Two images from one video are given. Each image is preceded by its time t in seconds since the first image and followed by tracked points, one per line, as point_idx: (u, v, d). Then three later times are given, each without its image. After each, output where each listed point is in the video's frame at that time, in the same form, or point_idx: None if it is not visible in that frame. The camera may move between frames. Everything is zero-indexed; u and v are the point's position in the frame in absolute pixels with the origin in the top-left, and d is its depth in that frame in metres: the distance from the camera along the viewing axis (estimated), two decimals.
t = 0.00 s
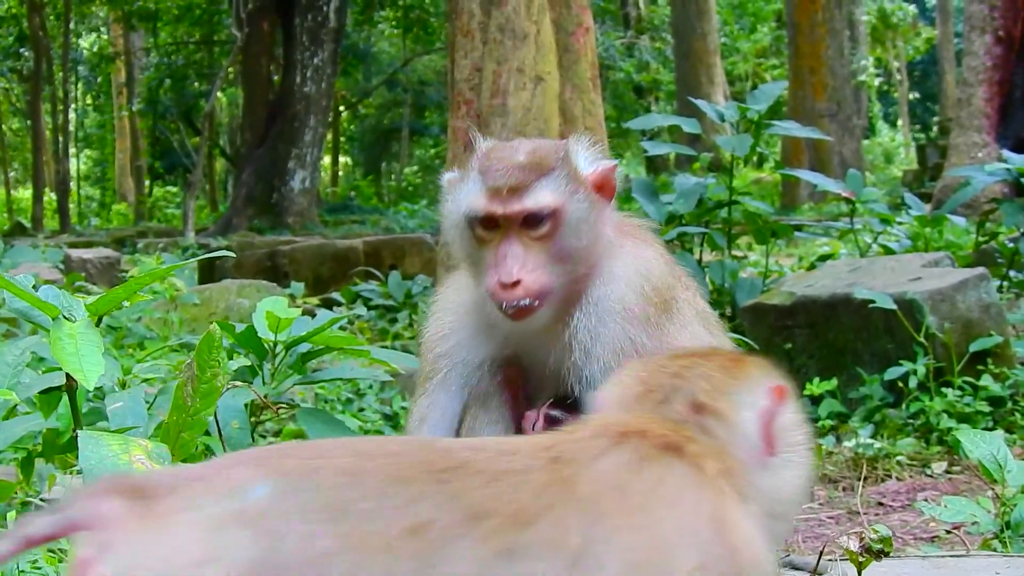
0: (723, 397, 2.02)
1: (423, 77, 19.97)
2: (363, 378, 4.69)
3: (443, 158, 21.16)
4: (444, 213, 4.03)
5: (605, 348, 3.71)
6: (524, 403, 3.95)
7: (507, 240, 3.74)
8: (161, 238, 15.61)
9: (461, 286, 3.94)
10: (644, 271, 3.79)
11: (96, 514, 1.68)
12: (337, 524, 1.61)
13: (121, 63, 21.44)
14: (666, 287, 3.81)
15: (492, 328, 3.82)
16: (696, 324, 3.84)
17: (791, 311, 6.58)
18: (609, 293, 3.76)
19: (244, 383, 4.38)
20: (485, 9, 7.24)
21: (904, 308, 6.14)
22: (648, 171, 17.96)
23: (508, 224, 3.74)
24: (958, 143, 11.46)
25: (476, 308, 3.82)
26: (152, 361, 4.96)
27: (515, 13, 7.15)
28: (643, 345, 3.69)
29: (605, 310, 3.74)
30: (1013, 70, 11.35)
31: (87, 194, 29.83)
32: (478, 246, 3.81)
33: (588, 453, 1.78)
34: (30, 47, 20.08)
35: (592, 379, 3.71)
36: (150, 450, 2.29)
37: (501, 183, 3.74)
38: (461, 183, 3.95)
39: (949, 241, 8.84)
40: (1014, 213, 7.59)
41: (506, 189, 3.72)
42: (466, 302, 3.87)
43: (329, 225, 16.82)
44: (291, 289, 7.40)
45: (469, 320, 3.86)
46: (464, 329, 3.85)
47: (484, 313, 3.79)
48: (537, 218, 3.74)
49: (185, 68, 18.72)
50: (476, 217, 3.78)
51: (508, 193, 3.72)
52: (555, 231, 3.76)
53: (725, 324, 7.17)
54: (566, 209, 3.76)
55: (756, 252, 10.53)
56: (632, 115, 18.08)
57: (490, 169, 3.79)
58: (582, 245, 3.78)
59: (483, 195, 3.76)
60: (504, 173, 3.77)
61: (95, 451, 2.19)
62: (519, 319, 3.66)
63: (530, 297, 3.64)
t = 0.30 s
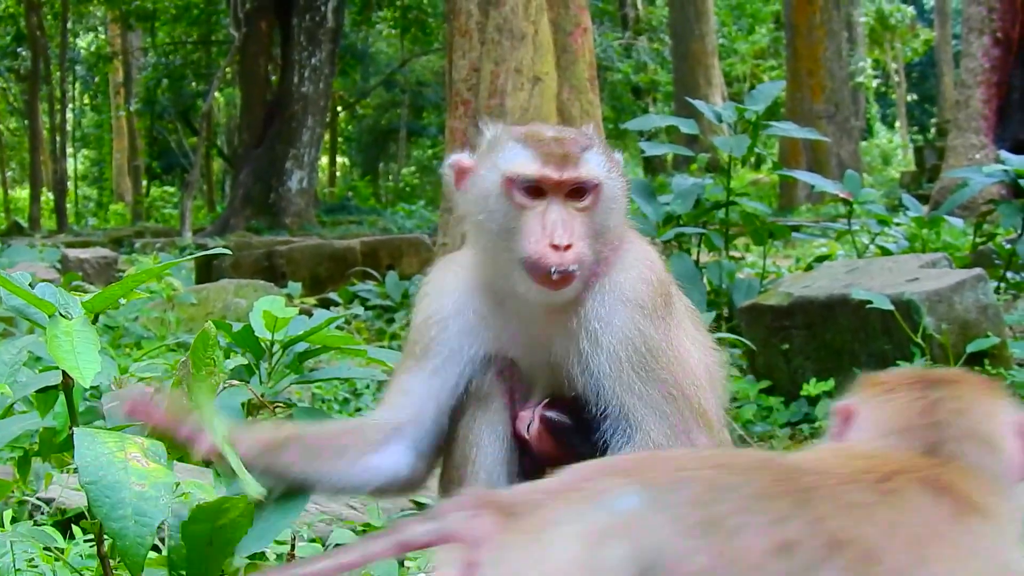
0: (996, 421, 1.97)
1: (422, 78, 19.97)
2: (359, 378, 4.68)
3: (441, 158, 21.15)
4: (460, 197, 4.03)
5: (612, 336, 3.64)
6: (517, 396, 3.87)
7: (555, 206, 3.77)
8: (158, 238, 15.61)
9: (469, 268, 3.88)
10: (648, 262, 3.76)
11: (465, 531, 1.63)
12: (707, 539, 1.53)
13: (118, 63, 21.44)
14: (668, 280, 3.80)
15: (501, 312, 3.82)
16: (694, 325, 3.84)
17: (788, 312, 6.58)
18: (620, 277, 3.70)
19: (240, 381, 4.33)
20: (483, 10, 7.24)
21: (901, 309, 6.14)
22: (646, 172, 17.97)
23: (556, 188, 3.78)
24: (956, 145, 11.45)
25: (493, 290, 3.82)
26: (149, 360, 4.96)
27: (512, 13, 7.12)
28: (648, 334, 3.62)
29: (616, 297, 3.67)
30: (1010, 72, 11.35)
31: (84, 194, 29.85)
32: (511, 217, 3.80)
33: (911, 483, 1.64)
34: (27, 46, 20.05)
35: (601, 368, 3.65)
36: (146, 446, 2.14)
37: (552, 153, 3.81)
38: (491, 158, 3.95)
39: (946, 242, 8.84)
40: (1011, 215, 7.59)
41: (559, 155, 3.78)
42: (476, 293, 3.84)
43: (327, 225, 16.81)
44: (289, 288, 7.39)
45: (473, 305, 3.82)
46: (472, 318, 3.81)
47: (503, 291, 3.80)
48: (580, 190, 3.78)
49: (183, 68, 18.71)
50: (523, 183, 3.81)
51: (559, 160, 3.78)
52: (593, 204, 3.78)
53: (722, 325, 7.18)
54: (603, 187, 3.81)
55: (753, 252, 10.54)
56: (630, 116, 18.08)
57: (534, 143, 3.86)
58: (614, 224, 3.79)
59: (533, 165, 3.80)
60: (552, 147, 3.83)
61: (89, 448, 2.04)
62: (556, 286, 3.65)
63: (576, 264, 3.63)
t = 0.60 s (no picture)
0: None
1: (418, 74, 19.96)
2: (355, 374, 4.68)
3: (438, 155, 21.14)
4: (466, 180, 3.61)
5: (606, 326, 3.27)
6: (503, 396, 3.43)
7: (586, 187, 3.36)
8: (154, 234, 15.60)
9: (473, 260, 3.51)
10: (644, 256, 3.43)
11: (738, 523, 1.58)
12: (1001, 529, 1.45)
13: (115, 59, 21.42)
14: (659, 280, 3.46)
15: (502, 301, 3.40)
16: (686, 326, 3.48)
17: (785, 309, 6.60)
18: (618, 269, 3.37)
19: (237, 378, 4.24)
20: (479, 7, 7.22)
21: (897, 307, 6.14)
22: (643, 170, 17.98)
23: (587, 169, 3.37)
24: (952, 142, 11.46)
25: (490, 277, 3.43)
26: (144, 357, 4.96)
27: (509, 10, 7.12)
28: (640, 325, 3.25)
29: (611, 287, 3.29)
30: (1007, 71, 11.35)
31: (80, 190, 29.86)
32: (538, 194, 3.36)
33: None
34: (24, 43, 20.03)
35: (591, 362, 3.28)
36: (141, 440, 2.08)
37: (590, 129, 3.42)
38: (505, 133, 3.54)
39: (943, 239, 8.85)
40: (1007, 212, 7.58)
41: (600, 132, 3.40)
42: (473, 287, 3.46)
43: (324, 222, 16.79)
44: (285, 285, 7.39)
45: (470, 293, 3.45)
46: (467, 308, 3.44)
47: (501, 278, 3.40)
48: (604, 171, 3.41)
49: (180, 64, 18.68)
50: (552, 158, 3.39)
51: (591, 138, 3.39)
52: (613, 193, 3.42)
53: (718, 323, 7.19)
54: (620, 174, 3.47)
55: (750, 249, 10.55)
56: (627, 113, 18.08)
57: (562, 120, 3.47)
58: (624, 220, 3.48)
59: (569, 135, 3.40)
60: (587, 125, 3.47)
61: (83, 442, 1.98)
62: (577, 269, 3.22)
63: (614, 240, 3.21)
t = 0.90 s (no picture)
0: None
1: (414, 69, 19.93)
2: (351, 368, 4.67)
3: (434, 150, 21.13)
4: (458, 178, 3.59)
5: (596, 318, 3.22)
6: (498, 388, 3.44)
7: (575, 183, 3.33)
8: (150, 228, 15.57)
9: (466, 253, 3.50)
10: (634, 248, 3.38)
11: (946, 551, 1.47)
12: None
13: (111, 52, 21.35)
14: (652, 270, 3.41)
15: (493, 296, 3.38)
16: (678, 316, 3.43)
17: (780, 304, 6.61)
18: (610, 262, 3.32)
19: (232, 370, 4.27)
20: (475, 1, 7.27)
21: (893, 302, 6.14)
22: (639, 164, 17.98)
23: (576, 165, 3.34)
24: (949, 137, 11.48)
25: (483, 273, 3.42)
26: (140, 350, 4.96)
27: (505, 4, 7.10)
28: (631, 316, 3.19)
29: (603, 279, 3.24)
30: (1003, 66, 11.35)
31: (76, 183, 29.83)
32: (529, 192, 3.34)
33: None
34: (19, 36, 19.96)
35: (583, 353, 3.25)
36: (134, 434, 2.07)
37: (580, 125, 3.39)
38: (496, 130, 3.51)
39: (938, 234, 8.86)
40: (1003, 207, 7.58)
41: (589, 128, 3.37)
42: (467, 282, 3.45)
43: (320, 216, 16.77)
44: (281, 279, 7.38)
45: (462, 288, 3.45)
46: (458, 304, 3.43)
47: (492, 273, 3.40)
48: (594, 169, 3.35)
49: (176, 58, 18.62)
50: (542, 155, 3.36)
51: (581, 132, 3.34)
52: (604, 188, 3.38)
53: (714, 317, 7.19)
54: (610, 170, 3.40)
55: (746, 243, 10.56)
56: (623, 108, 18.07)
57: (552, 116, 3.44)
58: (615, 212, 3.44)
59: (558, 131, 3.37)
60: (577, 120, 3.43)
61: (78, 435, 1.98)
62: (565, 269, 3.20)
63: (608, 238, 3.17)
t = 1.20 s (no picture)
0: None
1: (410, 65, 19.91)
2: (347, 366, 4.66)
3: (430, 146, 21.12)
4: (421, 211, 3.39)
5: (593, 325, 3.09)
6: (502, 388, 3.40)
7: (486, 279, 3.07)
8: (146, 224, 15.54)
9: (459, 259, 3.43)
10: (631, 255, 3.17)
11: None
12: None
13: (107, 49, 21.31)
14: (655, 267, 3.24)
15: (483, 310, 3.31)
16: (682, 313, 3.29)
17: (776, 301, 6.62)
18: (593, 281, 3.14)
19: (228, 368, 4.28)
20: None
21: (889, 299, 6.14)
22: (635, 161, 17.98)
23: (482, 261, 3.03)
24: (945, 134, 11.49)
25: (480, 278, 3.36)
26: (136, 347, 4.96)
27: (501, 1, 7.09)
28: (632, 323, 3.04)
29: (593, 291, 3.12)
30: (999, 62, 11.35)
31: (73, 180, 29.80)
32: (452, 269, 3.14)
33: None
34: (15, 32, 19.92)
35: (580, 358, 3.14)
36: (131, 433, 2.07)
37: (479, 216, 2.97)
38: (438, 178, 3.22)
39: (934, 231, 8.88)
40: (1000, 204, 7.58)
41: (482, 229, 2.95)
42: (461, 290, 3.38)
43: (316, 213, 16.75)
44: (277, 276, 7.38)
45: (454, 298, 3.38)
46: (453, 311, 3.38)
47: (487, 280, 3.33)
48: (515, 251, 3.02)
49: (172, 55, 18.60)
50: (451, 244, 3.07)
51: (477, 230, 2.96)
52: (532, 263, 3.08)
53: (710, 314, 7.18)
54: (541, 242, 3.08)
55: (741, 239, 10.57)
56: (620, 104, 18.07)
57: (467, 185, 3.02)
58: (562, 263, 3.13)
59: (456, 225, 3.00)
60: (481, 199, 2.99)
61: (74, 433, 1.97)
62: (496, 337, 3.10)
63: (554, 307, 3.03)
